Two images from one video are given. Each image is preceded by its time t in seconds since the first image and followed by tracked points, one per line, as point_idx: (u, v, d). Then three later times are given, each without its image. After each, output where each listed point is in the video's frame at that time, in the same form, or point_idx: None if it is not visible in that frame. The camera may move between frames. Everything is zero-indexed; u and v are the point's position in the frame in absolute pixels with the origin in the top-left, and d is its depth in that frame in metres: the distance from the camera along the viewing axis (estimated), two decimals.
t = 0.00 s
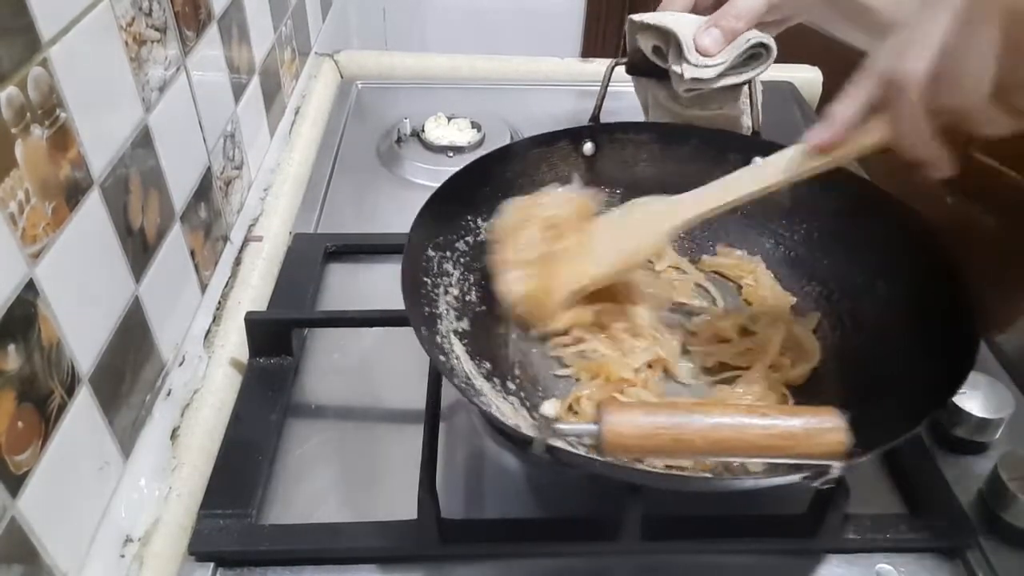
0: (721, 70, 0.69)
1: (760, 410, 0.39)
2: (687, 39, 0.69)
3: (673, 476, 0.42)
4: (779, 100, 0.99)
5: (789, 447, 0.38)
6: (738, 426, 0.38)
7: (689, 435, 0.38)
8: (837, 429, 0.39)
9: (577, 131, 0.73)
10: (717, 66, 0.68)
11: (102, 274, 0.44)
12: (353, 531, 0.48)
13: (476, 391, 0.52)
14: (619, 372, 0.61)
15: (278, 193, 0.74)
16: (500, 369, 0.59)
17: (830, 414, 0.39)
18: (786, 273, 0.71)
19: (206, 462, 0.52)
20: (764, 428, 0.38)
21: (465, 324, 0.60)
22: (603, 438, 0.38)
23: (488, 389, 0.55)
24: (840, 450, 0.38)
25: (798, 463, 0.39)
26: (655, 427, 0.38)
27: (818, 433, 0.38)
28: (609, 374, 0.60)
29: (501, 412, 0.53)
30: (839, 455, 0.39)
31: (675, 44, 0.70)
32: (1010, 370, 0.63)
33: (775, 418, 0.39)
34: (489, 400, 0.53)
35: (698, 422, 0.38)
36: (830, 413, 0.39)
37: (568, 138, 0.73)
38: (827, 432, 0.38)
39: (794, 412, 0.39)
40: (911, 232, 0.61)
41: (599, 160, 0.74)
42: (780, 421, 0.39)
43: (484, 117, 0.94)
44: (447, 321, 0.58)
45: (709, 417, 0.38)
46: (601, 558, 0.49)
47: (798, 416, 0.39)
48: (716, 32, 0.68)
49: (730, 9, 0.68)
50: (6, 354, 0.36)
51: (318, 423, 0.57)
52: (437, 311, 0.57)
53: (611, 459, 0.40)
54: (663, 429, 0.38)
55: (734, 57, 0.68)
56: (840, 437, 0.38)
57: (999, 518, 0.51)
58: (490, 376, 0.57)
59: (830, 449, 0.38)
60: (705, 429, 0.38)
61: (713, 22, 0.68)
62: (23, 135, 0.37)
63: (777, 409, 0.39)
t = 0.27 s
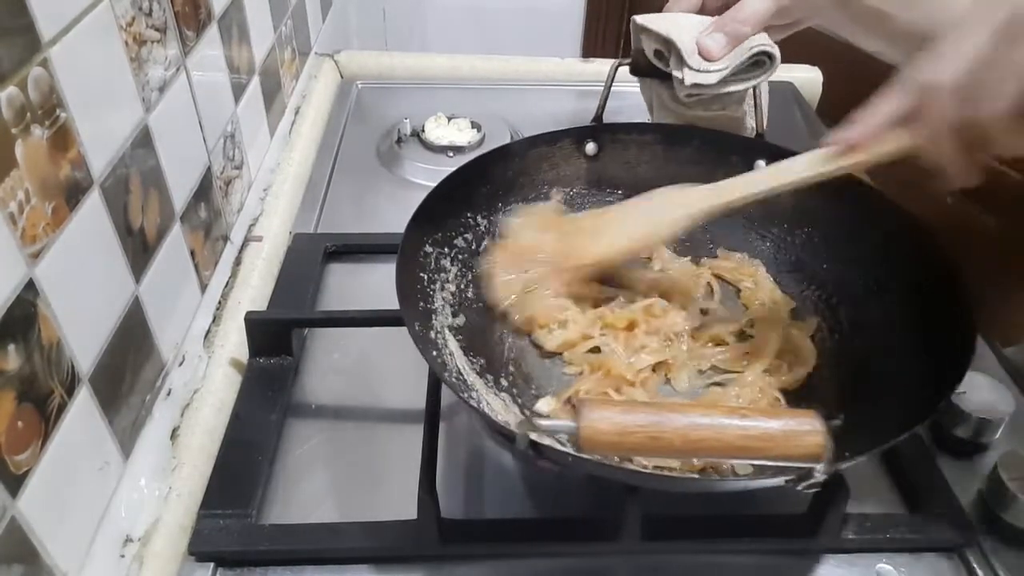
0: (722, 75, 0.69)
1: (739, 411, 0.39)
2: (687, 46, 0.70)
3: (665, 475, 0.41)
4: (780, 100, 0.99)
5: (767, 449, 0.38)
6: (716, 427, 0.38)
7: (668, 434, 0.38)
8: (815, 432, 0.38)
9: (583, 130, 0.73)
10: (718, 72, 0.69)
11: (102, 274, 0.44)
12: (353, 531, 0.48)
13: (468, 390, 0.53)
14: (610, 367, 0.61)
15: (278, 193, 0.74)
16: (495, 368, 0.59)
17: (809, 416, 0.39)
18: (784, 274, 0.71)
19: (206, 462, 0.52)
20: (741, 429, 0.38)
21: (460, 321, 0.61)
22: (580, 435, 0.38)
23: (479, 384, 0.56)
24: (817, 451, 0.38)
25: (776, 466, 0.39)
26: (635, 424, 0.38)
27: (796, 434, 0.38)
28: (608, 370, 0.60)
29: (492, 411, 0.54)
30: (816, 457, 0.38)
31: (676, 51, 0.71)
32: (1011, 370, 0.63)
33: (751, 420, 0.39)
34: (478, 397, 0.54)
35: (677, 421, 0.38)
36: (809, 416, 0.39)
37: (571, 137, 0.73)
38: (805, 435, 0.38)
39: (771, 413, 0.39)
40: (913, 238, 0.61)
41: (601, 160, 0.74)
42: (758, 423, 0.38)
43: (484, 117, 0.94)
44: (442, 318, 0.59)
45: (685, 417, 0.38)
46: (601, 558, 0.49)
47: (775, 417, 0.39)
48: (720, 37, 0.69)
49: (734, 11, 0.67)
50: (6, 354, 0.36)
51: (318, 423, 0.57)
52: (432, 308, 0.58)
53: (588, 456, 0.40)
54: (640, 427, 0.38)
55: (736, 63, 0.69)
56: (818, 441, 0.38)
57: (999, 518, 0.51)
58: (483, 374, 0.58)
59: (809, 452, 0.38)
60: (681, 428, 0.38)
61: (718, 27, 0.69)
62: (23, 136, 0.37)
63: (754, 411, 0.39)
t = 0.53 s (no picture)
0: (714, 85, 0.69)
1: (747, 416, 0.40)
2: (679, 56, 0.70)
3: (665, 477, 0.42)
4: (780, 99, 0.99)
5: (777, 453, 0.38)
6: (725, 434, 0.39)
7: (678, 441, 0.39)
8: (828, 438, 0.39)
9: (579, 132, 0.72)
10: (709, 81, 0.69)
11: (102, 275, 0.44)
12: (353, 532, 0.48)
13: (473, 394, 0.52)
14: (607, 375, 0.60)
15: (278, 193, 0.74)
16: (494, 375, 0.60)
17: (821, 421, 0.40)
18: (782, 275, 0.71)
19: (206, 462, 0.52)
20: (753, 434, 0.39)
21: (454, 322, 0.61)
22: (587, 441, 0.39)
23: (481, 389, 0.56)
24: (829, 455, 0.39)
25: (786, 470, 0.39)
26: (644, 431, 0.39)
27: (807, 440, 0.39)
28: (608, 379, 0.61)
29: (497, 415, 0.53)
30: (826, 461, 0.39)
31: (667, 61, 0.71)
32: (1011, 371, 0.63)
33: (761, 425, 0.39)
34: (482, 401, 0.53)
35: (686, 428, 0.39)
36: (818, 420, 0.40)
37: (569, 138, 0.72)
38: (816, 441, 0.39)
39: (781, 418, 0.40)
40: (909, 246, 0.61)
41: (599, 160, 0.74)
42: (766, 428, 0.39)
43: (484, 117, 0.94)
44: (440, 321, 0.58)
45: (694, 422, 0.39)
46: (600, 558, 0.49)
47: (786, 422, 0.39)
48: (711, 45, 0.68)
49: (727, 20, 0.67)
50: (6, 354, 0.36)
51: (318, 423, 0.57)
52: (432, 311, 0.57)
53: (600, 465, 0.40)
54: (649, 433, 0.39)
55: (728, 73, 0.68)
56: (831, 446, 0.39)
57: (999, 518, 0.51)
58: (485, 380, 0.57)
59: (821, 457, 0.39)
60: (691, 433, 0.39)
61: (711, 33, 0.68)
62: (23, 136, 0.37)
63: (764, 416, 0.40)
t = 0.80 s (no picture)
0: (716, 86, 0.69)
1: (738, 415, 0.39)
2: (681, 56, 0.70)
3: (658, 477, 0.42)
4: (780, 99, 1.00)
5: (764, 454, 0.38)
6: (715, 432, 0.38)
7: (664, 440, 0.38)
8: (817, 438, 0.38)
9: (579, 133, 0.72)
10: (711, 82, 0.68)
11: (102, 275, 0.44)
12: (353, 532, 0.48)
13: (467, 391, 0.53)
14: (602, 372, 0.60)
15: (277, 193, 0.74)
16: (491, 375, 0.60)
17: (812, 422, 0.39)
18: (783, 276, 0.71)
19: (206, 462, 0.52)
20: (739, 434, 0.38)
21: (452, 320, 0.61)
22: (576, 441, 0.38)
23: (478, 386, 0.57)
24: (818, 458, 0.38)
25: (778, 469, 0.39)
26: (632, 431, 0.38)
27: (796, 440, 0.38)
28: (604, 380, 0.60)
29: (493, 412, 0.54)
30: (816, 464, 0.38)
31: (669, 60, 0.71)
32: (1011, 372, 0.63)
33: (751, 425, 0.38)
34: (477, 398, 0.54)
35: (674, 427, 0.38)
36: (811, 421, 0.39)
37: (571, 139, 0.73)
38: (806, 441, 0.38)
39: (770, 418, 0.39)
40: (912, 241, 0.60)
41: (600, 161, 0.74)
42: (757, 428, 0.38)
43: (484, 117, 0.94)
44: (439, 319, 0.59)
45: (684, 422, 0.38)
46: (600, 558, 0.49)
47: (774, 422, 0.39)
48: (714, 44, 0.69)
49: (733, 20, 0.67)
50: (6, 354, 0.36)
51: (319, 423, 0.57)
52: (431, 309, 0.58)
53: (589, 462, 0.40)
54: (639, 433, 0.38)
55: (733, 73, 0.68)
56: (820, 447, 0.38)
57: (999, 518, 0.51)
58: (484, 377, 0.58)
59: (810, 459, 0.38)
60: (679, 434, 0.38)
61: (713, 34, 0.69)
62: (23, 135, 0.37)
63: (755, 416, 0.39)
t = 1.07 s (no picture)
0: (748, 101, 0.69)
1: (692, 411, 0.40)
2: (720, 68, 0.70)
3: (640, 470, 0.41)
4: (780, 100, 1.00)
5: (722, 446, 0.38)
6: (659, 421, 0.39)
7: (618, 425, 0.39)
8: (762, 434, 0.38)
9: (591, 130, 0.73)
10: (743, 96, 0.68)
11: (101, 275, 0.44)
12: (351, 532, 0.48)
13: (455, 376, 0.52)
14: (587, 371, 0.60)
15: (278, 193, 0.74)
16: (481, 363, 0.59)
17: (762, 418, 0.39)
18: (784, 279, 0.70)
19: (206, 462, 0.52)
20: (692, 427, 0.39)
21: (451, 308, 0.61)
22: (537, 425, 0.39)
23: (467, 372, 0.57)
24: (767, 454, 0.38)
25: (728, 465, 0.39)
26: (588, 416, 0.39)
27: (747, 435, 0.38)
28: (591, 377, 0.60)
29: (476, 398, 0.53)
30: (764, 459, 0.38)
31: (706, 71, 0.71)
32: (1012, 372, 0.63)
33: (701, 418, 0.39)
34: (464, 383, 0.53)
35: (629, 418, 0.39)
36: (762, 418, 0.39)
37: (581, 135, 0.73)
38: (756, 437, 0.38)
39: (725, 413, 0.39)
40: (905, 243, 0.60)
41: (612, 157, 0.74)
42: (707, 421, 0.39)
43: (484, 117, 0.94)
44: (436, 306, 0.58)
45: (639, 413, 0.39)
46: (600, 558, 0.49)
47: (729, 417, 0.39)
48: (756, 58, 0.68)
49: (776, 32, 0.66)
50: (6, 354, 0.36)
51: (319, 423, 0.57)
52: (428, 296, 0.58)
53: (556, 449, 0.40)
54: (598, 419, 0.39)
55: (763, 92, 0.68)
56: (765, 443, 0.38)
57: (999, 518, 0.51)
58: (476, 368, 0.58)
59: (755, 454, 0.38)
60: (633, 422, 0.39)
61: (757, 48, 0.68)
62: (23, 135, 0.37)
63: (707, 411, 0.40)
